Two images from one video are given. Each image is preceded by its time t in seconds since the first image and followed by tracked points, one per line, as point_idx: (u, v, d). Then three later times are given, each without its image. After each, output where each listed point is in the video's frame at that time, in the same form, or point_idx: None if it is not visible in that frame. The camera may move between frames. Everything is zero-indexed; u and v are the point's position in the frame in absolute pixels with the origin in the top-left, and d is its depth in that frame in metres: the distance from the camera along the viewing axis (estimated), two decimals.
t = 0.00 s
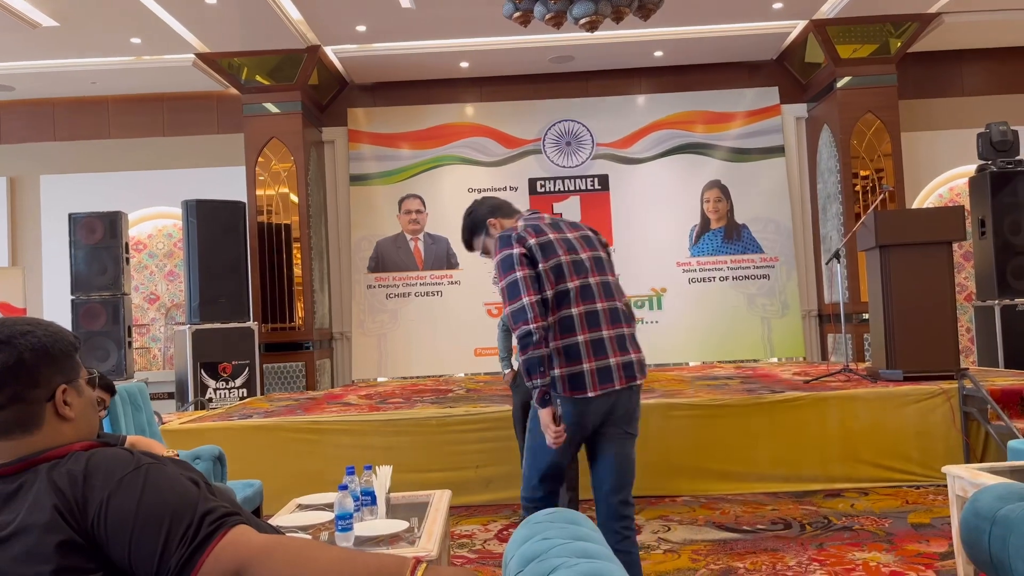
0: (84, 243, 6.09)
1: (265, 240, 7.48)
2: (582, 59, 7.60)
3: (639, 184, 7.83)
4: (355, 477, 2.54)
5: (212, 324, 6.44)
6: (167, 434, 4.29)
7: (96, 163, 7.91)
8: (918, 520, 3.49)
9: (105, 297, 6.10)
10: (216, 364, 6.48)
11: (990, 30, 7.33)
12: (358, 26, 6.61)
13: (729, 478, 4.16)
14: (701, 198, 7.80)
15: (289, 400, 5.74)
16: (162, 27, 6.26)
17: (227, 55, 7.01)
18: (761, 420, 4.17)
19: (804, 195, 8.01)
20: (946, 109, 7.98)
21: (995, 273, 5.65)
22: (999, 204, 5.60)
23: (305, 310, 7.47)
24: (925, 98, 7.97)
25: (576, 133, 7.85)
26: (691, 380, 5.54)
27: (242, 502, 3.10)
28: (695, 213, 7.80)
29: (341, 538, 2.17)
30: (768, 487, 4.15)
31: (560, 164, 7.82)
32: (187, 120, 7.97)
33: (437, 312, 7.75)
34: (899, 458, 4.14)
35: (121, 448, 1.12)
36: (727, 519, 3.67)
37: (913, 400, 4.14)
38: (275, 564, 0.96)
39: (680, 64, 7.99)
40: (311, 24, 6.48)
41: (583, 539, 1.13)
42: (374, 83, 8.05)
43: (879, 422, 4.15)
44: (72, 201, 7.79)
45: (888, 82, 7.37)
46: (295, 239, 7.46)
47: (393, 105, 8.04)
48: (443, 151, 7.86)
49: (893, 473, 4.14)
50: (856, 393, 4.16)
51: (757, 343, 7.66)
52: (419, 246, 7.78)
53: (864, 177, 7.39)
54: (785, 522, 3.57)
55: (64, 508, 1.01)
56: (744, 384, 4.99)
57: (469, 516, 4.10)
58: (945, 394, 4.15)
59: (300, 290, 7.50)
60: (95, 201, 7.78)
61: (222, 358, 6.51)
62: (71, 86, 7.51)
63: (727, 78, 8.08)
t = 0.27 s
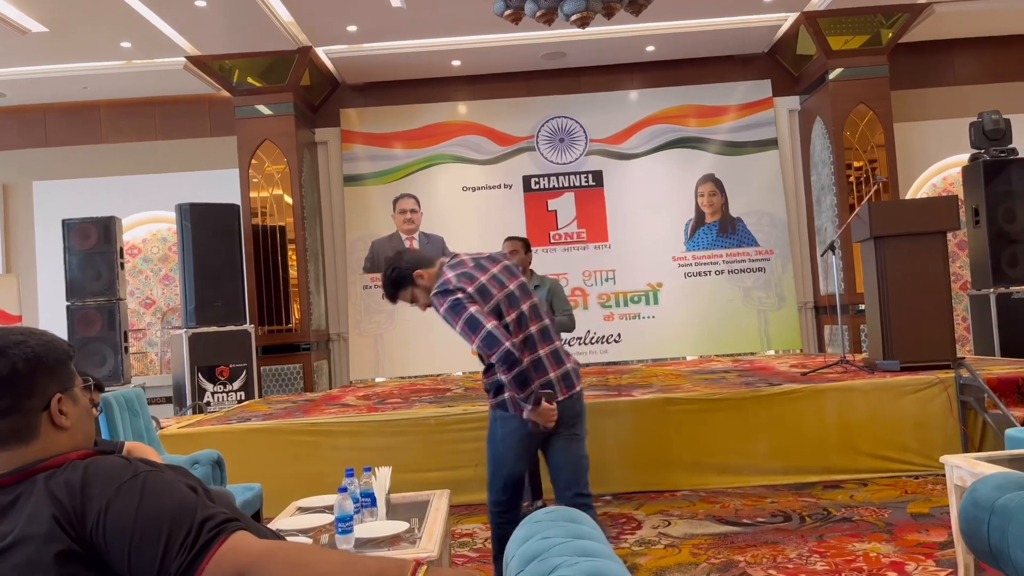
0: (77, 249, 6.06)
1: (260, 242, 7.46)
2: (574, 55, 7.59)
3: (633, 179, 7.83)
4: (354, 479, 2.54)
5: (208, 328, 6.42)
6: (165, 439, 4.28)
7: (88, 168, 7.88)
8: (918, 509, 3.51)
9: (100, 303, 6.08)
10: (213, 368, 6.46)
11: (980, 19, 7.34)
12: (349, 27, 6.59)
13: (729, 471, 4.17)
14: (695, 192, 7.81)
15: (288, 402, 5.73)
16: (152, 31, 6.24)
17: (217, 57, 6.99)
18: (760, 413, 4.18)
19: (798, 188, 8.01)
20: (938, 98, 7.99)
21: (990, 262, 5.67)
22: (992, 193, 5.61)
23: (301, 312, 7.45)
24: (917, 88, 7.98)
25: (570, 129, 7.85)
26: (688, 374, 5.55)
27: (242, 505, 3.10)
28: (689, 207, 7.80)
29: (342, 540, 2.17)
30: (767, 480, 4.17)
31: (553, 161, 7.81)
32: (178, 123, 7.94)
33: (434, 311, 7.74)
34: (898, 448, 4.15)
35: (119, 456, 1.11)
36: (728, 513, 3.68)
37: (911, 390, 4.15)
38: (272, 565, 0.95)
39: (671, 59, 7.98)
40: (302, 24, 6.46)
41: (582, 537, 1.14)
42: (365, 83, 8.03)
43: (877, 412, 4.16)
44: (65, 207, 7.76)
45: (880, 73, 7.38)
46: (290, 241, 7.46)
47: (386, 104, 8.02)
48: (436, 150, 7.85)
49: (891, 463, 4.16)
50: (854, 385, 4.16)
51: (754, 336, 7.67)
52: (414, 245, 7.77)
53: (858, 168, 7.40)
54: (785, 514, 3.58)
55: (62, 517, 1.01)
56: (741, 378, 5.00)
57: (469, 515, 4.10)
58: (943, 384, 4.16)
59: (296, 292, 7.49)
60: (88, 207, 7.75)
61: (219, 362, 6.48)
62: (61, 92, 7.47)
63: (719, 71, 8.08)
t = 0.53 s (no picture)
0: (70, 254, 6.03)
1: (254, 244, 7.45)
2: (565, 51, 7.58)
3: (626, 174, 7.82)
4: (351, 481, 2.52)
5: (203, 331, 6.40)
6: (161, 444, 4.27)
7: (79, 173, 7.84)
8: (915, 499, 3.51)
9: (94, 308, 6.05)
10: (209, 370, 6.42)
11: (970, 8, 7.35)
12: (338, 26, 6.57)
13: (725, 465, 4.18)
14: (688, 186, 7.81)
15: (284, 404, 5.72)
16: (140, 33, 6.20)
17: (207, 59, 6.95)
18: (756, 406, 4.18)
19: (790, 180, 8.02)
20: (928, 88, 7.99)
21: (983, 251, 5.68)
22: (984, 181, 5.62)
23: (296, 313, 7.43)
24: (907, 78, 7.99)
25: (562, 125, 7.84)
26: (684, 368, 5.55)
27: (239, 509, 3.09)
28: (683, 201, 7.80)
29: (339, 543, 2.16)
30: (764, 472, 4.17)
31: (546, 157, 7.81)
32: (169, 126, 7.91)
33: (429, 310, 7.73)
34: (894, 439, 4.16)
35: (109, 466, 1.11)
36: (725, 507, 3.68)
37: (906, 380, 4.16)
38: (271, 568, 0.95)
39: (662, 53, 7.98)
40: (291, 25, 6.44)
41: (578, 537, 1.13)
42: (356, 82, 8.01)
43: (872, 403, 4.17)
44: (57, 212, 7.73)
45: (870, 64, 7.39)
46: (284, 242, 7.44)
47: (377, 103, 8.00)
48: (428, 148, 7.83)
49: (887, 453, 4.17)
50: (849, 376, 4.17)
51: (750, 328, 7.68)
52: (409, 244, 7.76)
53: (850, 159, 7.42)
54: (782, 506, 3.59)
55: (54, 529, 1.00)
56: (737, 371, 5.00)
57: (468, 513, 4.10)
58: (937, 373, 4.17)
59: (291, 293, 7.47)
60: (80, 212, 7.71)
61: (215, 364, 6.45)
62: (51, 96, 7.43)
63: (710, 65, 8.07)
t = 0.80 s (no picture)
0: (65, 258, 6.00)
1: (250, 245, 7.43)
2: (559, 48, 7.56)
3: (622, 170, 7.81)
4: (347, 484, 2.52)
5: (200, 333, 6.38)
6: (159, 447, 4.26)
7: (74, 175, 7.81)
8: (913, 493, 3.51)
9: (91, 311, 6.04)
10: (206, 372, 6.40)
11: None
12: (332, 26, 6.55)
13: (724, 461, 4.17)
14: (684, 182, 7.80)
15: (282, 404, 5.71)
16: (133, 35, 6.17)
17: (200, 60, 6.93)
18: (754, 401, 4.18)
19: (786, 174, 8.01)
20: (923, 81, 7.99)
21: (979, 243, 5.68)
22: (980, 173, 5.62)
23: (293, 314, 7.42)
24: (902, 71, 7.99)
25: (557, 123, 7.83)
26: (682, 365, 5.55)
27: (237, 511, 3.08)
28: (679, 197, 7.80)
29: (335, 545, 2.16)
30: (762, 468, 4.17)
31: (542, 155, 7.80)
32: (164, 127, 7.88)
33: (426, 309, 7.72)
34: (892, 432, 4.16)
35: (102, 473, 1.10)
36: (724, 502, 3.68)
37: (904, 373, 4.16)
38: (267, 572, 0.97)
39: (657, 49, 7.97)
40: (284, 25, 6.41)
41: (575, 537, 1.12)
42: (351, 82, 7.98)
43: (870, 396, 4.17)
44: (52, 215, 7.70)
45: (865, 57, 7.38)
46: (280, 242, 7.43)
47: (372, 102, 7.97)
48: (424, 147, 7.82)
49: (886, 447, 4.17)
50: (846, 370, 4.17)
51: (747, 323, 7.68)
52: (405, 243, 7.75)
53: (846, 153, 7.41)
54: (781, 502, 3.59)
55: (45, 538, 0.99)
56: (735, 366, 5.00)
57: (468, 512, 4.09)
58: (935, 366, 4.17)
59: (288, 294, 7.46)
60: (75, 215, 7.69)
61: (212, 366, 6.43)
62: (44, 99, 7.41)
63: (705, 60, 8.06)
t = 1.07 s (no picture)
0: (66, 257, 6.01)
1: (251, 245, 7.44)
2: (560, 47, 7.56)
3: (622, 169, 7.81)
4: (347, 483, 2.52)
5: (201, 333, 6.39)
6: (160, 446, 4.26)
7: (75, 175, 7.82)
8: (914, 492, 3.51)
9: (92, 310, 6.05)
10: (208, 372, 6.40)
11: None
12: (332, 26, 6.55)
13: (725, 460, 4.17)
14: (685, 180, 7.79)
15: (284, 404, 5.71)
16: (133, 35, 6.18)
17: (201, 60, 6.93)
18: (754, 400, 4.18)
19: (787, 173, 8.00)
20: (924, 79, 7.98)
21: (980, 241, 5.68)
22: (980, 171, 5.61)
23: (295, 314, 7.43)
24: (903, 69, 7.98)
25: (557, 121, 7.83)
26: (683, 364, 5.55)
27: (237, 511, 3.09)
28: (679, 196, 7.79)
29: (335, 545, 2.16)
30: (763, 467, 4.17)
31: (542, 154, 7.80)
32: (165, 127, 7.89)
33: (428, 308, 7.72)
34: (892, 431, 4.16)
35: (103, 474, 1.10)
36: (725, 501, 3.68)
37: (904, 372, 4.16)
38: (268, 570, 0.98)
39: (657, 48, 7.96)
40: (284, 24, 6.41)
41: (574, 537, 1.13)
42: (351, 82, 7.99)
43: (870, 395, 4.17)
44: (53, 215, 7.71)
45: (866, 55, 7.37)
46: (281, 242, 7.43)
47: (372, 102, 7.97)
48: (424, 146, 7.82)
49: (886, 446, 4.17)
50: (847, 368, 4.17)
51: (747, 322, 7.68)
52: (406, 243, 7.75)
53: (846, 151, 7.40)
54: (781, 500, 3.59)
55: (45, 539, 0.99)
56: (736, 365, 5.00)
57: (468, 511, 4.10)
58: (935, 365, 4.16)
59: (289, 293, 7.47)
60: (77, 215, 7.70)
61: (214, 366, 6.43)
62: (46, 99, 7.42)
63: (706, 59, 8.05)
